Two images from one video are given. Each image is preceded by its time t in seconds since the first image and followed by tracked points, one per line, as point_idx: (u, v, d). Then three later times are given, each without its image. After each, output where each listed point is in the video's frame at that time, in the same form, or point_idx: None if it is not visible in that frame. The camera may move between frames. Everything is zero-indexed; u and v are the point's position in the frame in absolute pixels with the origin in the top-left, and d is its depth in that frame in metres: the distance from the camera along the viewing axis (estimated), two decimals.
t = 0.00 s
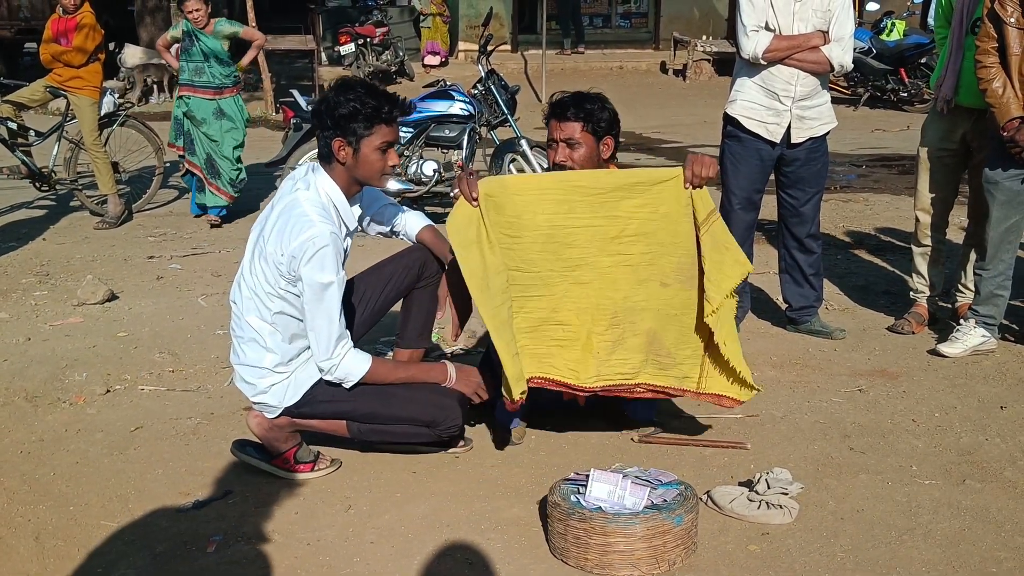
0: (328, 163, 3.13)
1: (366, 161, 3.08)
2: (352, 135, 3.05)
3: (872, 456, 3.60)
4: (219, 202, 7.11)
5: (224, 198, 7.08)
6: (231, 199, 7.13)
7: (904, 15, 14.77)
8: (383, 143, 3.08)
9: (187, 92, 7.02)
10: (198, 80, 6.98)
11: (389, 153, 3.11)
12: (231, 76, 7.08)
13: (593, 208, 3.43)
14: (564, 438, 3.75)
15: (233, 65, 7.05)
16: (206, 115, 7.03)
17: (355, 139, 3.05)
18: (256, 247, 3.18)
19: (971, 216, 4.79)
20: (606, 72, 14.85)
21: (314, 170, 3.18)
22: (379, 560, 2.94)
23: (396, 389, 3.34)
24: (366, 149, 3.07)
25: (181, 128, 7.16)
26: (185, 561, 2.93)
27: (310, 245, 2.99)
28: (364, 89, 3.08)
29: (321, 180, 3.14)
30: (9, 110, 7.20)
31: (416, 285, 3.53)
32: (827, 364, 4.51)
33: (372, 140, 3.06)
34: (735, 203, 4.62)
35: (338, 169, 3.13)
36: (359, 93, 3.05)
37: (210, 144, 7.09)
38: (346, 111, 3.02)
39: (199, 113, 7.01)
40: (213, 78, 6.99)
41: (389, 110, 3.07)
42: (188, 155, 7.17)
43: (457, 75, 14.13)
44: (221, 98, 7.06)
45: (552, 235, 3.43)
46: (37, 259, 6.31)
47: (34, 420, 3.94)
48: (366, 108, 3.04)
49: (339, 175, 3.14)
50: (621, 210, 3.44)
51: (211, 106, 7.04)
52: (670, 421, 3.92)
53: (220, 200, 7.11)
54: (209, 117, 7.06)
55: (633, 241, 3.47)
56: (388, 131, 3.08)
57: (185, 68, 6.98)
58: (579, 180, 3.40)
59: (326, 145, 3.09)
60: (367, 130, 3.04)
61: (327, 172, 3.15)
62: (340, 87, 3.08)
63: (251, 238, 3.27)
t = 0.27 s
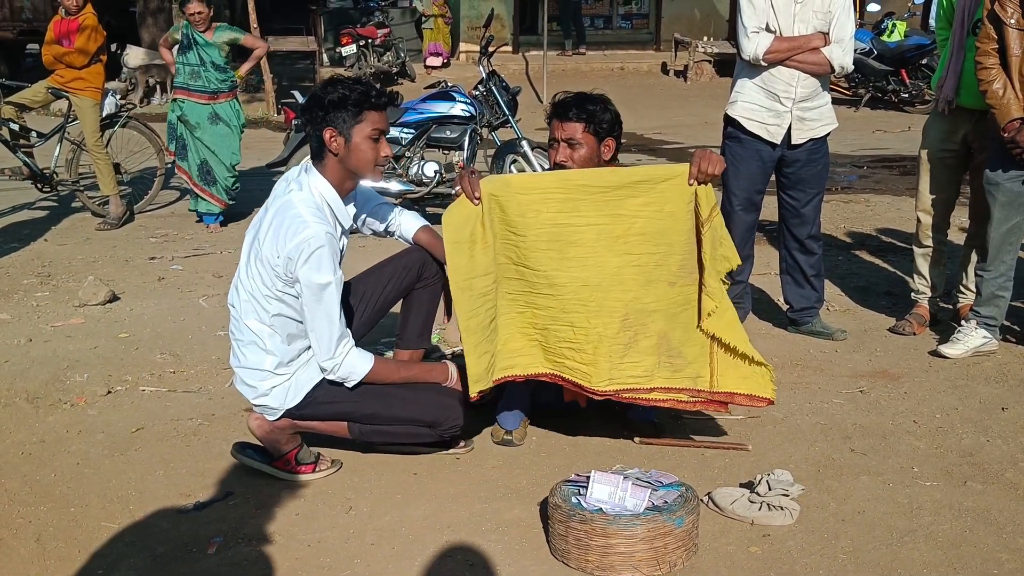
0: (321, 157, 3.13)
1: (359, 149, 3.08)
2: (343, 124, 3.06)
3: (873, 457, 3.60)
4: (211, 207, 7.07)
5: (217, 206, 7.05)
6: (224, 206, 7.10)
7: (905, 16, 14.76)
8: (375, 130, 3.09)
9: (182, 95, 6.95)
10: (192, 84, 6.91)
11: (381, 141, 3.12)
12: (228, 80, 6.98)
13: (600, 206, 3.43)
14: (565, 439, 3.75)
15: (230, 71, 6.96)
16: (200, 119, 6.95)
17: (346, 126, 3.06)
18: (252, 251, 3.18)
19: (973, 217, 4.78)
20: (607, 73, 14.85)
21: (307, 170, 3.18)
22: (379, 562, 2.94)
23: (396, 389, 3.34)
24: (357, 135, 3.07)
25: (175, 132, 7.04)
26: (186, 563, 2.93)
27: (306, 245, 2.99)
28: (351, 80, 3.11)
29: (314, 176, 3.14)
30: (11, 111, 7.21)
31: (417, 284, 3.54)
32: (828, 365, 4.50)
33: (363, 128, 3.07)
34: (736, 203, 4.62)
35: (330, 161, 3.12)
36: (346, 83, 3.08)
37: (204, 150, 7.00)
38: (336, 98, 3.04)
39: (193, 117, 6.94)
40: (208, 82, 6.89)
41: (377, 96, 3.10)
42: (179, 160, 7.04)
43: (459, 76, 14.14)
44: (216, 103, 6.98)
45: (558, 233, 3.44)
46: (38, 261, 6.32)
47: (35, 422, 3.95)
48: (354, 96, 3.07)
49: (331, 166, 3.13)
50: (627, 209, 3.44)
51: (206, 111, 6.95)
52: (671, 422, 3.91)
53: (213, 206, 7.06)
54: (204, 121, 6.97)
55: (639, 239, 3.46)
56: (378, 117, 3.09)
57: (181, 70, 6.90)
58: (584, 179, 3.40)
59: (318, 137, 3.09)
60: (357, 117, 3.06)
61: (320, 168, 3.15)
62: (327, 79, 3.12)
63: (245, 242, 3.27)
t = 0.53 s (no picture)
0: (324, 167, 3.13)
1: (364, 160, 3.10)
2: (349, 137, 3.06)
3: (873, 460, 3.60)
4: (207, 208, 7.03)
5: (215, 207, 7.02)
6: (222, 207, 7.06)
7: (905, 19, 14.77)
8: (379, 141, 3.10)
9: (179, 96, 6.88)
10: (190, 84, 6.84)
11: (384, 150, 3.13)
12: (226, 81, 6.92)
13: (665, 216, 3.42)
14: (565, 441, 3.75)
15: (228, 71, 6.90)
16: (196, 121, 6.90)
17: (353, 138, 3.06)
18: (250, 251, 3.18)
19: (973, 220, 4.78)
20: (607, 75, 14.86)
21: (307, 172, 3.18)
22: (379, 565, 2.93)
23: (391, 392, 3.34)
24: (364, 147, 3.08)
25: (170, 132, 6.99)
26: (185, 565, 2.93)
27: (300, 246, 2.99)
28: (355, 90, 3.09)
29: (314, 183, 3.14)
30: (11, 113, 7.22)
31: (420, 289, 3.53)
32: (828, 368, 4.50)
33: (369, 140, 3.07)
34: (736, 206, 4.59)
35: (332, 169, 3.13)
36: (351, 94, 3.06)
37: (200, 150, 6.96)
38: (343, 113, 3.03)
39: (189, 118, 6.88)
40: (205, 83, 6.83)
41: (381, 107, 3.10)
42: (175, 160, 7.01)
43: (459, 78, 14.14)
44: (214, 104, 6.92)
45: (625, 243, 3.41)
46: (38, 262, 6.31)
47: (34, 424, 3.94)
48: (360, 108, 3.06)
49: (333, 174, 3.13)
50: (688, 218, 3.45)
51: (202, 112, 6.89)
52: (671, 424, 3.91)
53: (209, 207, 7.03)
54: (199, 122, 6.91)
55: (702, 252, 3.46)
56: (382, 127, 3.10)
57: (178, 71, 6.83)
58: (656, 192, 3.38)
59: (323, 149, 3.08)
60: (363, 130, 3.06)
61: (320, 174, 3.15)
62: (330, 90, 3.09)
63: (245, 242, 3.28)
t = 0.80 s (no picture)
0: (320, 168, 3.14)
1: (359, 162, 3.10)
2: (343, 136, 3.07)
3: (872, 462, 3.60)
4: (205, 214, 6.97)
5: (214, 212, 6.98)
6: (219, 211, 7.02)
7: (904, 21, 14.79)
8: (375, 142, 3.10)
9: (174, 105, 6.71)
10: (185, 93, 6.70)
11: (381, 153, 3.13)
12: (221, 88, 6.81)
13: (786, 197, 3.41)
14: (566, 445, 3.75)
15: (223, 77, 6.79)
16: (192, 130, 6.76)
17: (348, 138, 3.07)
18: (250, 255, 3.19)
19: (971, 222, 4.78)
20: (607, 79, 14.88)
21: (307, 176, 3.20)
22: (379, 569, 2.94)
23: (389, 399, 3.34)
24: (360, 147, 3.08)
25: (163, 141, 6.83)
26: (185, 570, 2.93)
27: (297, 249, 2.99)
28: (350, 91, 3.12)
29: (313, 186, 3.15)
30: (10, 118, 7.23)
31: (420, 295, 3.53)
32: (827, 370, 4.51)
33: (364, 140, 3.08)
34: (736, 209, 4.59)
35: (331, 171, 3.13)
36: (347, 95, 3.09)
37: (196, 158, 6.85)
38: (338, 112, 3.05)
39: (185, 128, 6.74)
40: (201, 91, 6.71)
41: (378, 109, 3.12)
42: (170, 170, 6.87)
43: (458, 82, 14.16)
44: (209, 112, 6.79)
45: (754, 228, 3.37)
46: (38, 267, 6.32)
47: (34, 429, 3.95)
48: (355, 108, 3.08)
49: (332, 177, 3.14)
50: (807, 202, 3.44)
51: (198, 121, 6.76)
52: (671, 428, 3.92)
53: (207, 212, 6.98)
54: (196, 132, 6.78)
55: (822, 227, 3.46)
56: (379, 130, 3.11)
57: (172, 81, 6.69)
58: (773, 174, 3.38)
59: (318, 149, 3.10)
60: (358, 130, 3.07)
61: (319, 178, 3.16)
62: (327, 91, 3.12)
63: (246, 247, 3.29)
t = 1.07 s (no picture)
0: (320, 174, 3.13)
1: (360, 165, 3.10)
2: (343, 141, 3.07)
3: (870, 466, 3.61)
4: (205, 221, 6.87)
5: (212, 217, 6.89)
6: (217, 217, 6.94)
7: (903, 26, 14.80)
8: (375, 145, 3.11)
9: (167, 115, 6.64)
10: (177, 101, 6.65)
11: (380, 155, 3.14)
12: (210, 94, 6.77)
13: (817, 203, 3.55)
14: (565, 449, 3.75)
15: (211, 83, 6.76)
16: (186, 139, 6.69)
17: (347, 142, 3.07)
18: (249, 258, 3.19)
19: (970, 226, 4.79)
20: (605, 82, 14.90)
21: (305, 180, 3.20)
22: (377, 572, 2.94)
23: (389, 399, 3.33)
24: (360, 150, 3.09)
25: (157, 150, 6.75)
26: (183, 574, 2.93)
27: (296, 252, 3.00)
28: (347, 95, 3.12)
29: (311, 190, 3.15)
30: (9, 121, 7.23)
31: (419, 298, 3.53)
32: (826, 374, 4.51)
33: (364, 144, 3.08)
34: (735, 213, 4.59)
35: (331, 176, 3.14)
36: (344, 100, 3.09)
37: (192, 166, 6.77)
38: (337, 117, 3.06)
39: (178, 137, 6.67)
40: (192, 97, 6.67)
41: (375, 112, 3.13)
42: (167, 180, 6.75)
43: (458, 86, 14.18)
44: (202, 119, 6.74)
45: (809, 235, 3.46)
46: (36, 271, 6.32)
47: (32, 432, 3.95)
48: (353, 112, 3.09)
49: (331, 181, 3.14)
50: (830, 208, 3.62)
51: (192, 129, 6.69)
52: (670, 431, 3.92)
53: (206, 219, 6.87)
54: (189, 140, 6.71)
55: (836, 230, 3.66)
56: (378, 132, 3.11)
57: (163, 90, 6.63)
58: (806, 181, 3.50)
59: (318, 155, 3.10)
60: (358, 134, 3.07)
61: (318, 182, 3.16)
62: (323, 97, 3.11)
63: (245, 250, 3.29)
